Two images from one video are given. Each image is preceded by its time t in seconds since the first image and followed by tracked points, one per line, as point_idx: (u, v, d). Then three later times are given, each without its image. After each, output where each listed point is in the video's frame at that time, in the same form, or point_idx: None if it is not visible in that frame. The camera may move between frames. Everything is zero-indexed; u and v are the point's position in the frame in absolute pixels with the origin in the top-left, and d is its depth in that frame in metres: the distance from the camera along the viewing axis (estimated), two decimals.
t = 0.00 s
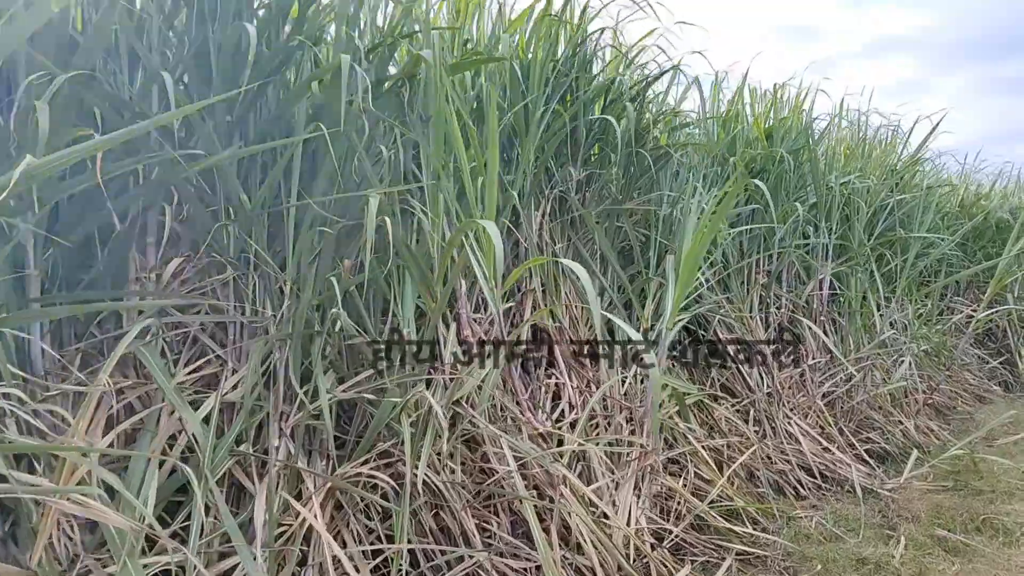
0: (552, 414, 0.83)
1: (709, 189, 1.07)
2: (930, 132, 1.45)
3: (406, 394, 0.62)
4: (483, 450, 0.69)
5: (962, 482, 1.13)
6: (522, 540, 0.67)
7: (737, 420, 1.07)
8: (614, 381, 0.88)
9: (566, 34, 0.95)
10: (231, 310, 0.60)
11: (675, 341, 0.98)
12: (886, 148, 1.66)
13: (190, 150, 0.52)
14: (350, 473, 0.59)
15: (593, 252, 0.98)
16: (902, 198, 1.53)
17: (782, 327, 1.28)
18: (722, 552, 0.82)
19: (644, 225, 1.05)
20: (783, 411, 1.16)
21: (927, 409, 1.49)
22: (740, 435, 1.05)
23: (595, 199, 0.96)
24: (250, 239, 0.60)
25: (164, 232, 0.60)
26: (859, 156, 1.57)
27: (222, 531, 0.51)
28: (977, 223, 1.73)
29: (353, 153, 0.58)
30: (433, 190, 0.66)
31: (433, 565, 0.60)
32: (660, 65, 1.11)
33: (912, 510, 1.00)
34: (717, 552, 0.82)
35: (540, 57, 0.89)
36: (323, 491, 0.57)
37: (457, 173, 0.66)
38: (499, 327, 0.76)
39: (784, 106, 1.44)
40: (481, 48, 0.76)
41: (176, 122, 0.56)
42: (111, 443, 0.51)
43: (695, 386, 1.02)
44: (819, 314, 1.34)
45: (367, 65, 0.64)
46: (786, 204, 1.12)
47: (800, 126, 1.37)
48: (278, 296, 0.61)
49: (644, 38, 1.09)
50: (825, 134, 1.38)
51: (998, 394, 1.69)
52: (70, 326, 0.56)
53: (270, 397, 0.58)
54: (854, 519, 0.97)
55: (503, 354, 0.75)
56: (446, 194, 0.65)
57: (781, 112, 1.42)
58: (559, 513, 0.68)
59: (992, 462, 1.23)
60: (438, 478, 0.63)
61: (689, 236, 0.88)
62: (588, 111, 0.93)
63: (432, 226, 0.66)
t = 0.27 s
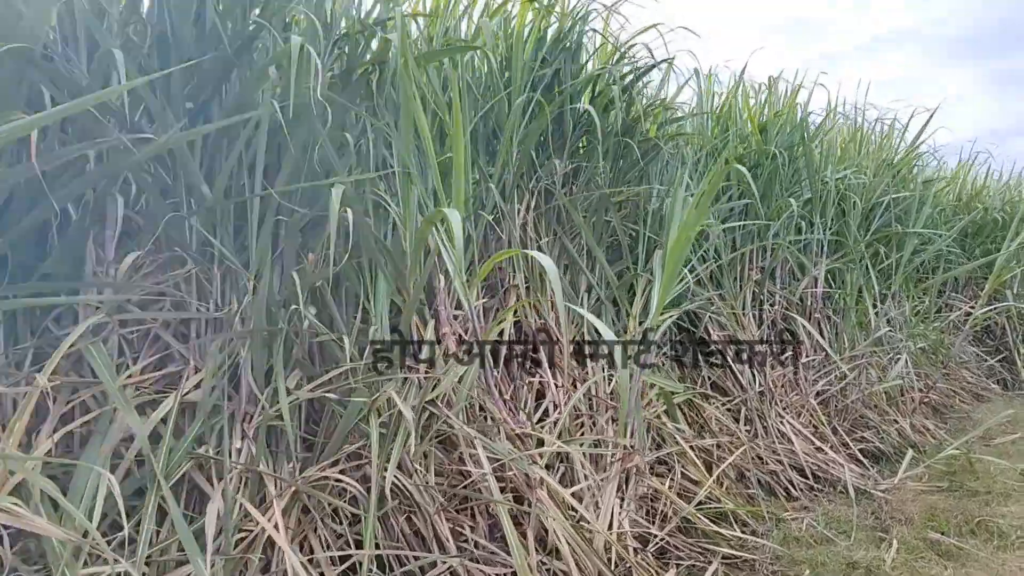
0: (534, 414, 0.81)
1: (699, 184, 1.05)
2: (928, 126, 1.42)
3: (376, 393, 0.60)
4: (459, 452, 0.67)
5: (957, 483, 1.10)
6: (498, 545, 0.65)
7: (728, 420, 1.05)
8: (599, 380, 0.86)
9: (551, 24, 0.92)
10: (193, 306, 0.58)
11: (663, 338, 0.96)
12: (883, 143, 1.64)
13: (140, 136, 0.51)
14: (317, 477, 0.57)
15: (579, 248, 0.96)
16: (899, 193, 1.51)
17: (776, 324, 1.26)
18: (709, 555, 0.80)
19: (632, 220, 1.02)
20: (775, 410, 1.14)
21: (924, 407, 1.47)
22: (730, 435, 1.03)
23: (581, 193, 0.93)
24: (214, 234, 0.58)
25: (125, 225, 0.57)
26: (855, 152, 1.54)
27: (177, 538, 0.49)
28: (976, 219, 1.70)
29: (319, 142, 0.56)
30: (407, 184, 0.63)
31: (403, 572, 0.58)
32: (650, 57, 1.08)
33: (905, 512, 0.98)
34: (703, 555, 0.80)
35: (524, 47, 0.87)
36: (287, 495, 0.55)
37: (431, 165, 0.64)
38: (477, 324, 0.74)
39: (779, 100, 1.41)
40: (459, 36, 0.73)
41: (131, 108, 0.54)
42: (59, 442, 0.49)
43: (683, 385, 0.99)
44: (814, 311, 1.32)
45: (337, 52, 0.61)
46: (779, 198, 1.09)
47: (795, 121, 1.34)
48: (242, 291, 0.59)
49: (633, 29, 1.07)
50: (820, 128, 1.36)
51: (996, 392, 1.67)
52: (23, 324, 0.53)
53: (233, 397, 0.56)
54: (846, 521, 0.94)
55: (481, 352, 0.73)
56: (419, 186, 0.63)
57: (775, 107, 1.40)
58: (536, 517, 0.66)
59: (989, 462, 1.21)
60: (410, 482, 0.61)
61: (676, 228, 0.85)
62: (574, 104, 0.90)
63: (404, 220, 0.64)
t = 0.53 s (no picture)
0: (517, 414, 0.79)
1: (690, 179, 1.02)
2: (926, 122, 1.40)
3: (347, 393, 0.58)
4: (436, 454, 0.65)
5: (953, 484, 1.08)
6: (476, 550, 0.63)
7: (719, 419, 1.02)
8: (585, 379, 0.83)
9: (537, 15, 0.89)
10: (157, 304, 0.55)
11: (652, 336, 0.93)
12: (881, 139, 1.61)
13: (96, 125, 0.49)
14: (285, 480, 0.55)
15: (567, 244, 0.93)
16: (897, 190, 1.48)
17: (770, 322, 1.24)
18: (696, 559, 0.78)
19: (622, 215, 1.00)
20: (768, 409, 1.12)
21: (921, 407, 1.45)
22: (721, 435, 1.01)
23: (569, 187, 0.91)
24: (178, 227, 0.56)
25: (86, 218, 0.55)
26: (852, 147, 1.52)
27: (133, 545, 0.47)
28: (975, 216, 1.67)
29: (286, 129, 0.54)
30: (380, 177, 0.61)
31: None
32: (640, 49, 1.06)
33: (899, 514, 0.96)
34: (691, 559, 0.78)
35: (508, 38, 0.84)
36: (253, 500, 0.53)
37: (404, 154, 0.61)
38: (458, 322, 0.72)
39: (774, 95, 1.38)
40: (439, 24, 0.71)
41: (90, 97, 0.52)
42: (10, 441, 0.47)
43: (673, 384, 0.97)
44: (809, 309, 1.30)
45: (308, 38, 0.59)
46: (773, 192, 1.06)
47: (790, 115, 1.31)
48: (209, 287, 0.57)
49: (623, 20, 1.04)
50: (815, 123, 1.33)
51: (994, 391, 1.65)
52: None
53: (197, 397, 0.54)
54: (838, 523, 0.92)
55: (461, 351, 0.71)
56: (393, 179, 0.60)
57: (771, 101, 1.37)
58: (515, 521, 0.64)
59: (986, 462, 1.19)
60: (383, 485, 0.59)
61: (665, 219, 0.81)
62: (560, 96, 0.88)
63: (378, 214, 0.61)
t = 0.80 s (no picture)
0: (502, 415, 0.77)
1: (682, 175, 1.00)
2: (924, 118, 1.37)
3: (320, 395, 0.56)
4: (415, 458, 0.63)
5: (950, 486, 1.06)
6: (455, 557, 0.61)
7: (711, 420, 1.01)
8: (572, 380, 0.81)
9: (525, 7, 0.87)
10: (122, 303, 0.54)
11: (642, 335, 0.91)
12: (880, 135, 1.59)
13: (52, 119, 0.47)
14: (255, 485, 0.54)
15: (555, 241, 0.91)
16: (895, 187, 1.46)
17: (765, 321, 1.22)
18: (685, 564, 0.76)
19: (612, 212, 0.98)
20: (762, 410, 1.10)
21: (918, 407, 1.43)
22: (713, 436, 0.99)
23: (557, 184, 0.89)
24: (144, 224, 0.54)
25: (48, 214, 0.53)
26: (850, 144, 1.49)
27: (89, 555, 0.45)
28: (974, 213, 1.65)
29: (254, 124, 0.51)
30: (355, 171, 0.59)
31: None
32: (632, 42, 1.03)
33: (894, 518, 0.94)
34: (679, 565, 0.76)
35: (493, 30, 0.82)
36: (221, 506, 0.52)
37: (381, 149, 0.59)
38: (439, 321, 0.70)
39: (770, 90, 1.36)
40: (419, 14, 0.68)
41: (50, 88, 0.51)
42: None
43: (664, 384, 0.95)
44: (804, 308, 1.28)
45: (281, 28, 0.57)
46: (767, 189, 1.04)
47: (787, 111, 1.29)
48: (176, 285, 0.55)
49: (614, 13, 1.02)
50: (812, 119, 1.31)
51: (994, 391, 1.62)
52: None
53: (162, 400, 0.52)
54: (832, 527, 0.91)
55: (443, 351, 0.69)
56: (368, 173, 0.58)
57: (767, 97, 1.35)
58: (496, 526, 0.62)
59: (984, 464, 1.17)
60: (357, 490, 0.58)
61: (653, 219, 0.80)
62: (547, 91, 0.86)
63: (353, 210, 0.59)
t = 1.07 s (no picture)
0: (484, 418, 0.75)
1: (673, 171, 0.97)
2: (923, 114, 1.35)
3: (286, 398, 0.53)
4: (388, 463, 0.60)
5: (947, 490, 1.04)
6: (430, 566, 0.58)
7: (703, 422, 0.98)
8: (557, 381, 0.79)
9: None
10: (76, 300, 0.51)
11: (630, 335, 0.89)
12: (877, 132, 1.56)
13: None
14: (216, 491, 0.51)
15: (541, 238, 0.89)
16: (892, 184, 1.43)
17: (759, 320, 1.19)
18: (673, 571, 0.74)
19: (601, 209, 0.95)
20: (756, 411, 1.07)
21: (916, 408, 1.40)
22: (704, 439, 0.96)
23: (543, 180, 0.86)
24: (100, 217, 0.51)
25: None
26: (847, 141, 1.47)
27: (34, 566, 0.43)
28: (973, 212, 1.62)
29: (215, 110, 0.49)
30: (325, 163, 0.57)
31: None
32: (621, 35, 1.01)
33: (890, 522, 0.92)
34: (666, 572, 0.74)
35: (476, 21, 0.79)
36: (179, 513, 0.49)
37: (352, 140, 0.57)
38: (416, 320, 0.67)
39: (766, 86, 1.34)
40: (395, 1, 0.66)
41: None
42: None
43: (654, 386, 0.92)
44: (800, 307, 1.25)
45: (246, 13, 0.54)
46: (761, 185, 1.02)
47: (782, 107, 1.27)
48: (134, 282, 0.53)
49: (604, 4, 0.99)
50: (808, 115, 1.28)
51: (993, 392, 1.60)
52: None
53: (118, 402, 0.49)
54: (826, 531, 0.88)
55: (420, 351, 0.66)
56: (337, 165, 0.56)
57: (762, 93, 1.32)
58: (473, 534, 0.60)
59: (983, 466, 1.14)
60: (325, 497, 0.55)
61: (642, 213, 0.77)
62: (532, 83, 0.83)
63: (323, 204, 0.57)
